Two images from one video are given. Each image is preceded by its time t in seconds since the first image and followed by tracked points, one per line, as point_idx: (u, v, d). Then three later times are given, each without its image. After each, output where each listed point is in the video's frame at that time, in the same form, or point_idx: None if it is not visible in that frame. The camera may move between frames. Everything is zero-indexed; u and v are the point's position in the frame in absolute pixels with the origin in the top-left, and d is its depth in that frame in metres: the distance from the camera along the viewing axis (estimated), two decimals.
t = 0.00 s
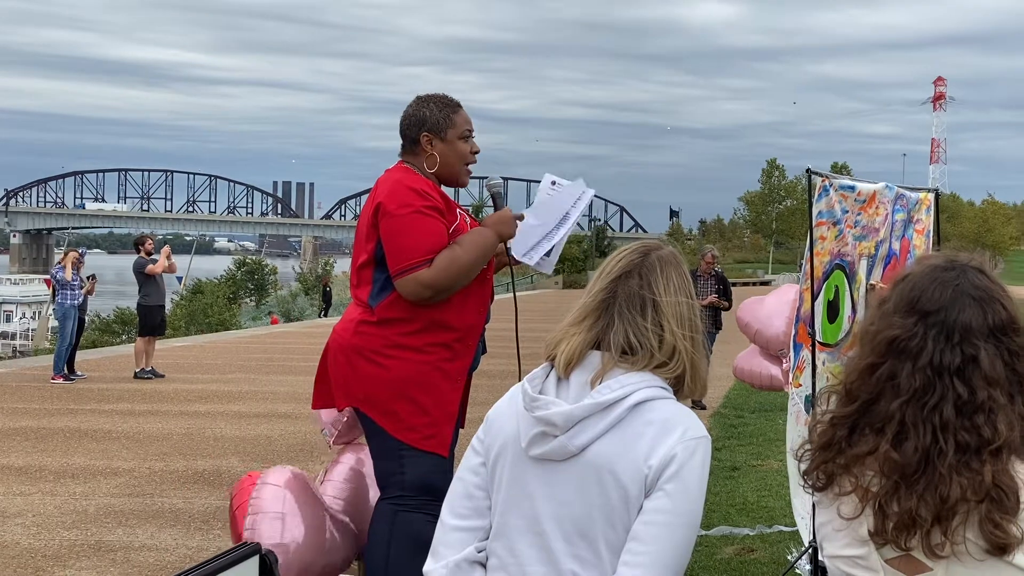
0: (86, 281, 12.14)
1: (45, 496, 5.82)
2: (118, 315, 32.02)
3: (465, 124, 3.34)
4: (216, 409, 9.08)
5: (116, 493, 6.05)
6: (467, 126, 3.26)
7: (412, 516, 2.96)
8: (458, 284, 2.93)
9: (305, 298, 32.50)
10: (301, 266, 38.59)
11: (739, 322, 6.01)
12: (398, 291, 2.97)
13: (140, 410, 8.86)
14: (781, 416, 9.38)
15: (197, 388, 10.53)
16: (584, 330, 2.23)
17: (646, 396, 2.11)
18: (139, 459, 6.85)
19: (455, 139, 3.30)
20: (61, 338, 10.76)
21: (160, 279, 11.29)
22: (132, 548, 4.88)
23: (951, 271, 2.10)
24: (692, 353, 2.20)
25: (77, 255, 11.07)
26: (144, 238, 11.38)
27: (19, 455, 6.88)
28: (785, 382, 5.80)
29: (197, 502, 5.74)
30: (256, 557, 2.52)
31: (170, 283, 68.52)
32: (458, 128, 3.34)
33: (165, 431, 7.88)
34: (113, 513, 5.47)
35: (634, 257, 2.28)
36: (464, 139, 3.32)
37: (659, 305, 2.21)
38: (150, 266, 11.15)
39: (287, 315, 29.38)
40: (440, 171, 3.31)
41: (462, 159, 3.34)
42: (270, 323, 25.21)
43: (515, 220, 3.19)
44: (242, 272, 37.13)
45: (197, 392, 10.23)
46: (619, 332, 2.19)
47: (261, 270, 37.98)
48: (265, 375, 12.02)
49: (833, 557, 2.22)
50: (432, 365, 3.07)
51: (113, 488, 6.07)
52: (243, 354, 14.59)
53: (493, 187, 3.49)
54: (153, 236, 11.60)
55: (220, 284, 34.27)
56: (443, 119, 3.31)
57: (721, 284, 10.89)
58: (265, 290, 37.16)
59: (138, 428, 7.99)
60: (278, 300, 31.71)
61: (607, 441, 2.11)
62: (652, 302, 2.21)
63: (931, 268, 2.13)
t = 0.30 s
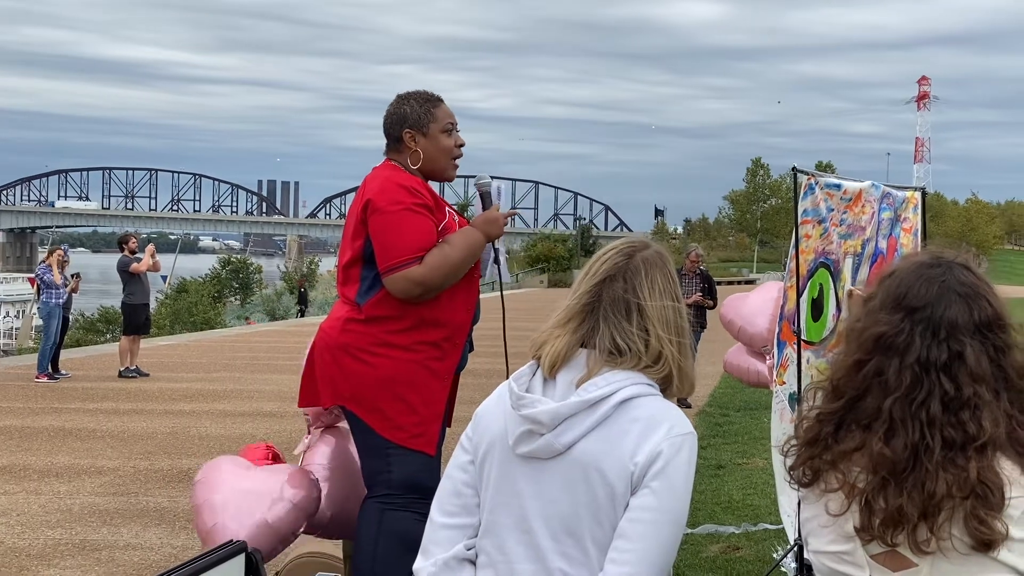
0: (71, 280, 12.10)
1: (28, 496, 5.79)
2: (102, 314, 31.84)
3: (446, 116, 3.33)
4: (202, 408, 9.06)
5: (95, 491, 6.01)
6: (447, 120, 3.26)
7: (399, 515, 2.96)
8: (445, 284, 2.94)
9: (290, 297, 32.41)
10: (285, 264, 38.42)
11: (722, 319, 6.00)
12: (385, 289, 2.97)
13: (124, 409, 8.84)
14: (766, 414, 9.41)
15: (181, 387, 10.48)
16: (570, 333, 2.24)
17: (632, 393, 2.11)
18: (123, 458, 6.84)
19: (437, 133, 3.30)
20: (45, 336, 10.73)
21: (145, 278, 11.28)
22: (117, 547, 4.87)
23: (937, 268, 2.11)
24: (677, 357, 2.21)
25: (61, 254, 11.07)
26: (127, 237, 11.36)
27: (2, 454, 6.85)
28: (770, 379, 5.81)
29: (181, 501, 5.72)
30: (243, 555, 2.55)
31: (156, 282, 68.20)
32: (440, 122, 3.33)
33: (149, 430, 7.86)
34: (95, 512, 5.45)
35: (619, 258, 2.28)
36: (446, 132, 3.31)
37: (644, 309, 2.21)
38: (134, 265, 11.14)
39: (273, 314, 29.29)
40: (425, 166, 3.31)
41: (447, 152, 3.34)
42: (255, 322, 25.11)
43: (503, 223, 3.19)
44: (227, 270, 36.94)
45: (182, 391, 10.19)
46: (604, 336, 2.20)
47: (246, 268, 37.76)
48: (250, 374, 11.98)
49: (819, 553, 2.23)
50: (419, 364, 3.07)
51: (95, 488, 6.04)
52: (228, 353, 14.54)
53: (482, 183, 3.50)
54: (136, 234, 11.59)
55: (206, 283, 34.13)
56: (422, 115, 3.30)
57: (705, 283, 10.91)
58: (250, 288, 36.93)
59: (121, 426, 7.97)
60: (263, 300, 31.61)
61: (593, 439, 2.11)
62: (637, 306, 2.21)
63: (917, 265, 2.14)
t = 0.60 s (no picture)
0: (57, 279, 12.07)
1: (12, 495, 5.78)
2: (89, 313, 31.68)
3: (434, 117, 3.36)
4: (189, 408, 9.05)
5: (81, 492, 6.00)
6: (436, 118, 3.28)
7: (388, 514, 2.96)
8: (433, 284, 2.94)
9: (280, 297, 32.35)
10: (273, 263, 38.35)
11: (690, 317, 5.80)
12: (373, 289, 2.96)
13: (111, 409, 8.81)
14: (753, 413, 9.44)
15: (167, 387, 10.45)
16: (557, 326, 2.24)
17: (616, 395, 2.11)
18: (109, 457, 6.82)
19: (424, 132, 3.32)
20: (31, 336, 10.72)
21: (132, 277, 11.27)
22: (102, 547, 4.86)
23: (923, 268, 2.12)
24: (662, 350, 2.22)
25: (48, 254, 11.07)
26: (114, 237, 11.37)
27: None
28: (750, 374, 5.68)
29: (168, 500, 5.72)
30: (227, 557, 2.74)
31: (147, 281, 67.97)
32: (427, 122, 3.35)
33: (135, 429, 7.85)
34: (81, 511, 5.43)
35: (605, 252, 2.29)
36: (433, 132, 3.33)
37: (629, 300, 2.22)
38: (121, 264, 11.17)
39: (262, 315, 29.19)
40: (410, 165, 3.31)
41: (433, 152, 3.34)
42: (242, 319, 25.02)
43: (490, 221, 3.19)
44: (211, 270, 35.77)
45: (169, 390, 10.18)
46: (588, 328, 2.20)
47: (233, 268, 36.56)
48: (237, 373, 11.95)
49: (802, 551, 2.24)
50: (407, 364, 3.07)
51: (79, 488, 6.02)
52: (216, 353, 14.51)
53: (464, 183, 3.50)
54: (123, 233, 11.58)
55: (195, 283, 34.01)
56: (411, 113, 3.32)
57: (692, 282, 10.93)
58: (236, 288, 35.83)
59: (107, 426, 7.95)
60: (252, 300, 31.49)
61: (579, 442, 2.12)
62: (622, 297, 2.22)
63: (902, 266, 2.14)
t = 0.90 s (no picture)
0: (40, 278, 12.04)
1: None
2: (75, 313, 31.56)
3: (415, 114, 3.36)
4: (172, 407, 9.03)
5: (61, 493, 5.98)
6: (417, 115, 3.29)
7: (372, 514, 2.96)
8: (417, 284, 2.94)
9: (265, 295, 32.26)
10: (260, 262, 38.30)
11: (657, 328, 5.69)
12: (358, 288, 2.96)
13: (93, 409, 8.78)
14: (735, 412, 9.45)
15: (150, 386, 10.44)
16: (538, 322, 2.24)
17: (598, 397, 2.11)
18: (90, 457, 6.81)
19: (405, 128, 3.32)
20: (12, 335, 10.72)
21: (114, 276, 11.28)
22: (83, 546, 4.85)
23: (902, 268, 2.12)
24: (641, 346, 2.22)
25: (30, 253, 11.08)
26: (96, 236, 11.37)
27: None
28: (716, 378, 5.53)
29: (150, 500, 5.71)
30: (211, 556, 2.92)
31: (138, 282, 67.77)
32: (409, 119, 3.35)
33: (117, 429, 7.83)
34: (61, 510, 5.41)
35: (587, 249, 2.30)
36: (414, 129, 3.33)
37: (610, 296, 2.22)
38: (102, 263, 11.20)
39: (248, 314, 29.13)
40: (393, 162, 3.31)
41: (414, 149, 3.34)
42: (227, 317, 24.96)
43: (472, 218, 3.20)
44: (193, 270, 35.55)
45: (151, 390, 10.17)
46: (569, 324, 2.20)
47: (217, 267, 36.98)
48: (220, 373, 11.94)
49: (781, 548, 2.24)
50: (393, 364, 3.07)
51: (58, 488, 6.01)
52: (200, 352, 14.47)
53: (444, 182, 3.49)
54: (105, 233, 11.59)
55: (182, 282, 33.93)
56: (393, 109, 3.32)
57: (675, 281, 10.95)
58: (218, 287, 35.53)
59: (89, 426, 7.93)
60: (238, 299, 31.42)
61: (561, 444, 2.12)
62: (603, 292, 2.22)
63: (882, 265, 2.15)
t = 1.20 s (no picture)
0: (20, 277, 11.93)
1: None
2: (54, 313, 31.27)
3: (400, 116, 3.35)
4: (155, 408, 8.97)
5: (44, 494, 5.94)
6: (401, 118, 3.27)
7: (359, 514, 2.97)
8: (402, 287, 2.94)
9: (247, 295, 32.09)
10: (242, 263, 38.10)
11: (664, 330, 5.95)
12: (342, 291, 2.95)
13: (74, 409, 8.72)
14: (718, 411, 9.48)
15: (132, 386, 10.37)
16: (523, 325, 2.24)
17: (585, 398, 2.12)
18: (71, 457, 6.76)
19: (389, 131, 3.31)
20: None
21: (96, 275, 11.19)
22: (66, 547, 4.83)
23: (891, 270, 2.13)
24: (626, 346, 2.23)
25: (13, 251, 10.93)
26: (78, 235, 11.27)
27: None
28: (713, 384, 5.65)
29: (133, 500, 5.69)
30: (200, 555, 3.04)
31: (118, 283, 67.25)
32: (393, 121, 3.34)
33: (99, 429, 7.78)
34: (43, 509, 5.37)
35: (570, 250, 2.31)
36: (398, 131, 3.32)
37: (596, 297, 2.23)
38: (85, 262, 11.10)
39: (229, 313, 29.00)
40: (376, 165, 3.30)
41: (398, 152, 3.33)
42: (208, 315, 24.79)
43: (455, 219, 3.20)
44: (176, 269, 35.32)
45: (134, 389, 10.10)
46: (555, 325, 2.21)
47: (199, 266, 36.28)
48: (203, 373, 11.87)
49: (762, 547, 2.25)
50: (379, 364, 3.07)
51: (41, 489, 5.96)
52: (181, 352, 14.38)
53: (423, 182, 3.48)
54: (86, 232, 11.50)
55: (164, 281, 33.71)
56: (377, 112, 3.31)
57: (658, 280, 10.96)
58: (202, 287, 35.28)
59: (71, 426, 7.88)
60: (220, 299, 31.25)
61: (549, 445, 2.12)
62: (588, 293, 2.23)
63: (871, 266, 2.16)
